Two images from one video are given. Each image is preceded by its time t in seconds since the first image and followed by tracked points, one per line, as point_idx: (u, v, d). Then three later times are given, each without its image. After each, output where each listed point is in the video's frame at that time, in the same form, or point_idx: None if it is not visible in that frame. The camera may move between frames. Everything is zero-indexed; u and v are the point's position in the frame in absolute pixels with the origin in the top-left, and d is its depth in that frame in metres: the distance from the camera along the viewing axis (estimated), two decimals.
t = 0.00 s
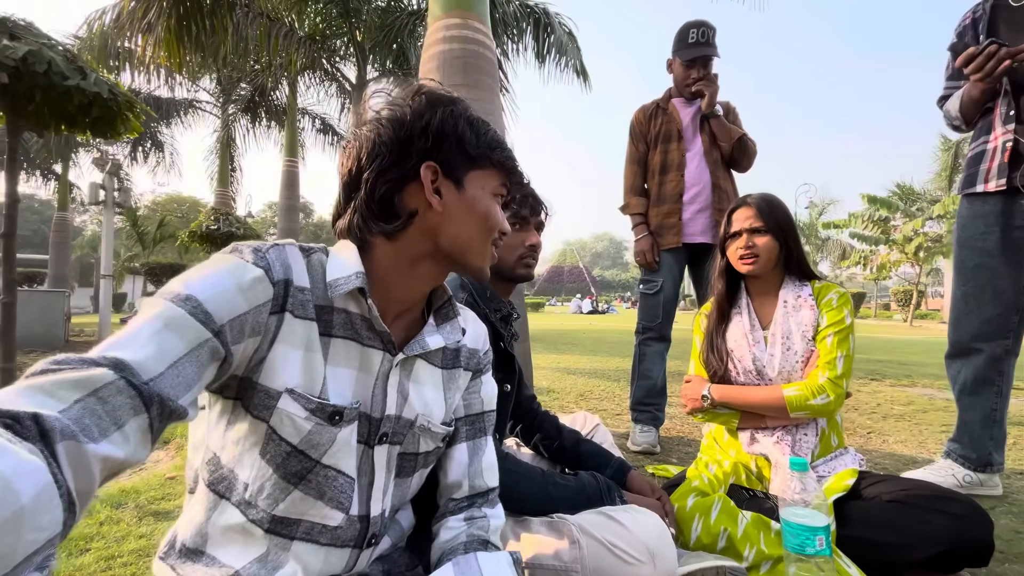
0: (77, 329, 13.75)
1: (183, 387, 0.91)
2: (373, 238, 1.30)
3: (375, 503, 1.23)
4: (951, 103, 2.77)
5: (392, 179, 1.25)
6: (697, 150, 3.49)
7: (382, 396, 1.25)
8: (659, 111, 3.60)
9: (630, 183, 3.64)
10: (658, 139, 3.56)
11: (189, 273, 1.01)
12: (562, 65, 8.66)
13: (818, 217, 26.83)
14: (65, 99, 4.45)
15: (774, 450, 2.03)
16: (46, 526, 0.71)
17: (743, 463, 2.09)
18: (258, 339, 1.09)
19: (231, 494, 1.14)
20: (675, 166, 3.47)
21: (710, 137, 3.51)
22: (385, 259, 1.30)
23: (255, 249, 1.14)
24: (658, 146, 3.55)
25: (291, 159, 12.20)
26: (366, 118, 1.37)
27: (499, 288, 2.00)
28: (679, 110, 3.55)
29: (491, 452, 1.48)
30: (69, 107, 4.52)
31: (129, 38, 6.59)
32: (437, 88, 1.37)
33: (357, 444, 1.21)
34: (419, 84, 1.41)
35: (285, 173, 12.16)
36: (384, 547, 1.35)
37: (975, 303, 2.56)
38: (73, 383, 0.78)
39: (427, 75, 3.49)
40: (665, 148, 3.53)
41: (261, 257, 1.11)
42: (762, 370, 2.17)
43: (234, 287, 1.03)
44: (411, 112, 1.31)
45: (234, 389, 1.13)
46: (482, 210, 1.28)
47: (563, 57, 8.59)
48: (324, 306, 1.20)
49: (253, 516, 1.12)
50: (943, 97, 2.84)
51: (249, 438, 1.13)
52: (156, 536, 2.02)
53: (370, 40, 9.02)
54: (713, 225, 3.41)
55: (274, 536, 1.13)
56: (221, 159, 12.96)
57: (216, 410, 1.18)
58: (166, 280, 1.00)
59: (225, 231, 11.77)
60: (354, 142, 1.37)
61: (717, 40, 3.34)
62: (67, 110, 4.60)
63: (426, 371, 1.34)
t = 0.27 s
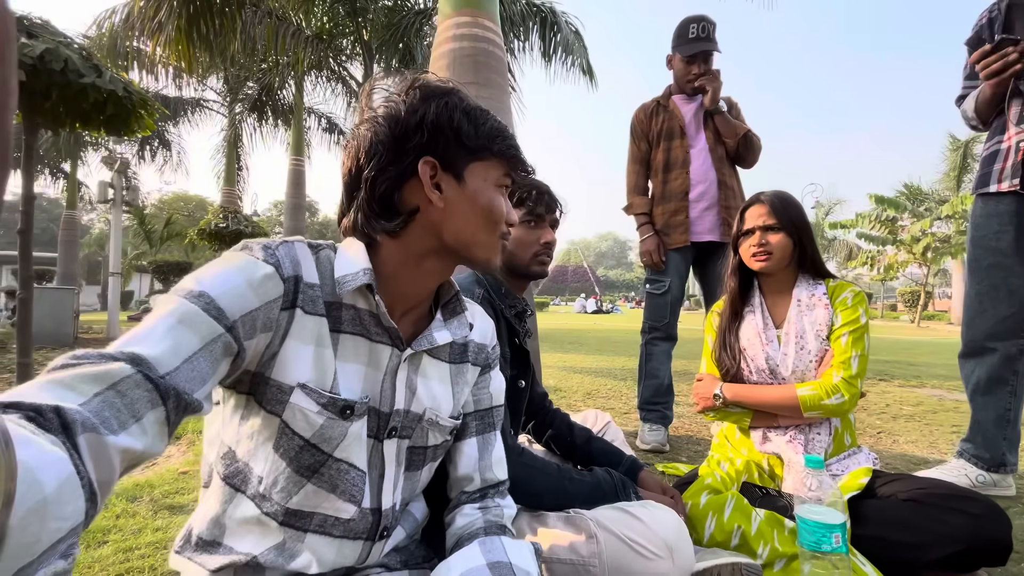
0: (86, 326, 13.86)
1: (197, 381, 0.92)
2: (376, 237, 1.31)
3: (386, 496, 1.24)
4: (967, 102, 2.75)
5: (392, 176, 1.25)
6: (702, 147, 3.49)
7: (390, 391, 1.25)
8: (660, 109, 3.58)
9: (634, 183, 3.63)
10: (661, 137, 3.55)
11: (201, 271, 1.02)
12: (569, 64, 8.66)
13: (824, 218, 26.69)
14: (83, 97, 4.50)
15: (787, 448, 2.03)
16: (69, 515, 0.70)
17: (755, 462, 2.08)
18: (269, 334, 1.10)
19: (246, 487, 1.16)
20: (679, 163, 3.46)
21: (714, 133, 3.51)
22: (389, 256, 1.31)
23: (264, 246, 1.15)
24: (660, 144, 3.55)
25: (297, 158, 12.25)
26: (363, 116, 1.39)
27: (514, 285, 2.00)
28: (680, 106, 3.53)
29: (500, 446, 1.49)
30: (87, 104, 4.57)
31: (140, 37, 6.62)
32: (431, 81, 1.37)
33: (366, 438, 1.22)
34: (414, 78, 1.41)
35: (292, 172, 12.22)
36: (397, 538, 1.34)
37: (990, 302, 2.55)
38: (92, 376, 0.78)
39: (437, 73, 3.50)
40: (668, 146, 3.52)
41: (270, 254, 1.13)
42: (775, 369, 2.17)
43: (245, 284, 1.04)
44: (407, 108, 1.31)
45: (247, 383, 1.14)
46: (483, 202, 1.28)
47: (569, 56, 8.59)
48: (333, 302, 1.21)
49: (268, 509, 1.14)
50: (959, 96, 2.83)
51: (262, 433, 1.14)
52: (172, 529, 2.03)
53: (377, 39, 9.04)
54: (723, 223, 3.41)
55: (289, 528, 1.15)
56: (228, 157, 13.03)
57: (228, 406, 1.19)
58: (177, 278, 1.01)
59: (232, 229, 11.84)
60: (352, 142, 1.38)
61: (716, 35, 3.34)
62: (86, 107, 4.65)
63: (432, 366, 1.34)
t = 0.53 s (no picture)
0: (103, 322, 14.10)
1: (184, 378, 0.91)
2: (366, 228, 1.30)
3: (384, 488, 1.23)
4: (991, 95, 2.66)
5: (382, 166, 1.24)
6: (728, 142, 3.46)
7: (384, 383, 1.24)
8: (687, 96, 3.47)
9: (656, 178, 3.47)
10: (686, 131, 3.46)
11: (184, 267, 1.01)
12: (579, 60, 8.59)
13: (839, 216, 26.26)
14: (95, 93, 4.54)
15: (802, 449, 1.97)
16: (54, 516, 0.71)
17: (767, 463, 2.05)
18: (256, 330, 1.09)
19: (239, 485, 1.15)
20: (707, 162, 3.40)
21: (738, 125, 3.48)
22: (381, 248, 1.30)
23: (248, 241, 1.14)
24: (686, 141, 3.47)
25: (309, 156, 12.33)
26: (346, 106, 1.37)
27: (523, 281, 1.97)
28: (706, 96, 3.46)
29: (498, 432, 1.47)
30: (99, 100, 4.61)
31: (154, 36, 6.68)
32: (415, 67, 1.36)
33: (361, 430, 1.20)
34: (396, 66, 1.40)
35: (303, 170, 12.30)
36: (399, 531, 1.33)
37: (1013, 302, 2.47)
38: (74, 375, 0.78)
39: (446, 68, 3.48)
40: (695, 141, 3.45)
41: (255, 248, 1.11)
42: (789, 369, 2.12)
43: (229, 279, 1.02)
44: (391, 95, 1.30)
45: (236, 380, 1.13)
46: (474, 189, 1.29)
47: (580, 52, 8.53)
48: (322, 294, 1.19)
49: (263, 505, 1.13)
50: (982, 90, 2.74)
51: (252, 430, 1.13)
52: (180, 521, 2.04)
53: (388, 37, 9.05)
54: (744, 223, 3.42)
55: (286, 523, 1.14)
56: (241, 155, 13.16)
57: (219, 404, 1.18)
58: (161, 275, 1.00)
59: (245, 227, 11.96)
60: (336, 132, 1.36)
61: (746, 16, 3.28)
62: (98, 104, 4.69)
63: (426, 356, 1.32)
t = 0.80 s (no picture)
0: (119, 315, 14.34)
1: (166, 386, 0.91)
2: (346, 228, 1.30)
3: (388, 483, 1.24)
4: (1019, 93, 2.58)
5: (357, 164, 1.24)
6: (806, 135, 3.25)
7: (382, 379, 1.25)
8: (767, 78, 3.22)
9: (721, 162, 3.24)
10: (763, 116, 3.21)
11: (168, 273, 1.01)
12: (592, 55, 8.51)
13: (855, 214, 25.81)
14: (111, 90, 4.59)
15: (815, 454, 1.94)
16: (27, 527, 0.73)
17: (779, 467, 2.02)
18: (245, 334, 1.08)
19: (237, 491, 1.13)
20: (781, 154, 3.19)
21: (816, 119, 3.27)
22: (363, 247, 1.30)
23: (233, 245, 1.13)
24: (762, 126, 3.23)
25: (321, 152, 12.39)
26: (313, 104, 1.35)
27: (534, 283, 1.95)
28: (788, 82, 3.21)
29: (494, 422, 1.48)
30: (115, 98, 4.65)
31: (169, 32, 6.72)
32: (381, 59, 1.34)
33: (361, 427, 1.21)
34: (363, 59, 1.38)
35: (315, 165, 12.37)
36: (404, 532, 1.34)
37: None
38: (52, 384, 0.79)
39: (458, 65, 3.46)
40: (772, 128, 3.20)
41: (239, 252, 1.11)
42: (805, 373, 2.09)
43: (213, 284, 1.02)
44: (359, 90, 1.28)
45: (225, 388, 1.11)
46: (451, 180, 1.28)
47: (592, 47, 8.45)
48: (312, 296, 1.19)
49: (266, 508, 1.12)
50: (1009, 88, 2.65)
51: (247, 436, 1.11)
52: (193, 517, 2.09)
53: (399, 32, 9.04)
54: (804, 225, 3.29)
55: (290, 523, 1.14)
56: (254, 150, 13.26)
57: (210, 413, 1.15)
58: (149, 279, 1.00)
59: (258, 222, 12.07)
60: (305, 132, 1.34)
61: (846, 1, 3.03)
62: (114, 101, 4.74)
63: (421, 349, 1.34)
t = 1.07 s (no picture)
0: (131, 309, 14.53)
1: (139, 397, 0.94)
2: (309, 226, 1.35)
3: (380, 475, 1.27)
4: None
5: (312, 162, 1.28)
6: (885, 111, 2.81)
7: (364, 375, 1.28)
8: (836, 49, 2.79)
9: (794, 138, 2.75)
10: (839, 87, 2.76)
11: (139, 283, 1.03)
12: (601, 52, 8.47)
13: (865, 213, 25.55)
14: (128, 91, 4.64)
15: (823, 458, 1.95)
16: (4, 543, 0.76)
17: (787, 470, 2.03)
18: (218, 340, 1.11)
19: (231, 496, 1.16)
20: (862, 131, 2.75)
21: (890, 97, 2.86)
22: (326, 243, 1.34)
23: (200, 251, 1.15)
24: (825, 98, 2.81)
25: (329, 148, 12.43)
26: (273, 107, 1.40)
27: (543, 286, 1.97)
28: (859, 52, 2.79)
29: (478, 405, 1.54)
30: (131, 97, 4.71)
31: (181, 29, 6.75)
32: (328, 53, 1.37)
33: (348, 424, 1.24)
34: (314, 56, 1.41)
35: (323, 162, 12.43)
36: (403, 527, 1.37)
37: None
38: (22, 401, 0.82)
39: (469, 65, 3.48)
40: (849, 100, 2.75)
41: (207, 258, 1.13)
42: (816, 378, 2.10)
43: (183, 291, 1.05)
44: (307, 88, 1.32)
45: (202, 399, 1.13)
46: (399, 170, 1.29)
47: (601, 44, 8.41)
48: (286, 298, 1.22)
49: (261, 508, 1.15)
50: None
51: (234, 443, 1.14)
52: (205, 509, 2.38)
53: (407, 29, 9.03)
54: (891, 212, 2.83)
55: (286, 521, 1.17)
56: (263, 146, 13.32)
57: (189, 425, 1.17)
58: (114, 290, 1.02)
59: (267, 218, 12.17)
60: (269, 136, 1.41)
61: None
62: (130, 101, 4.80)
63: (402, 341, 1.38)
